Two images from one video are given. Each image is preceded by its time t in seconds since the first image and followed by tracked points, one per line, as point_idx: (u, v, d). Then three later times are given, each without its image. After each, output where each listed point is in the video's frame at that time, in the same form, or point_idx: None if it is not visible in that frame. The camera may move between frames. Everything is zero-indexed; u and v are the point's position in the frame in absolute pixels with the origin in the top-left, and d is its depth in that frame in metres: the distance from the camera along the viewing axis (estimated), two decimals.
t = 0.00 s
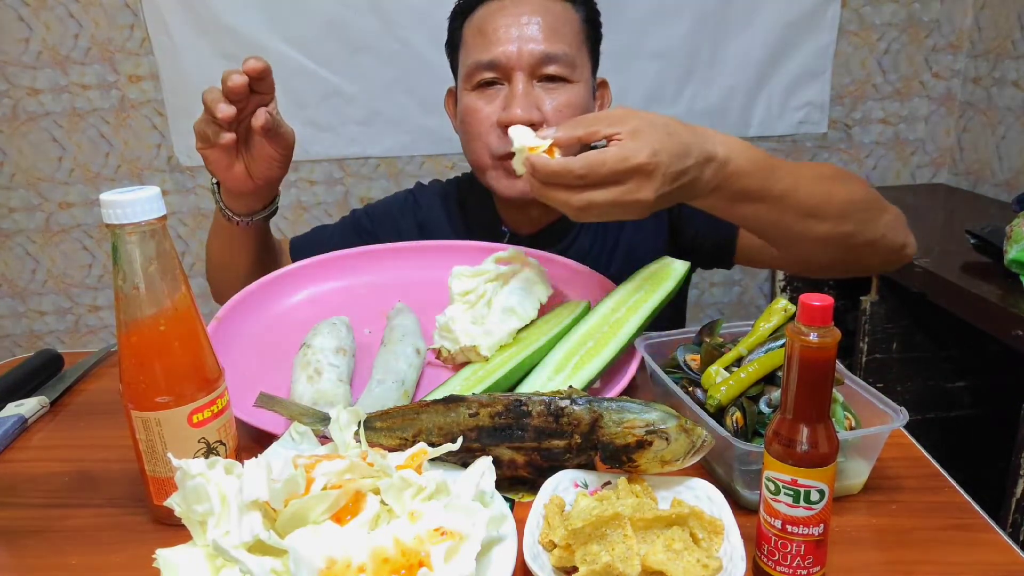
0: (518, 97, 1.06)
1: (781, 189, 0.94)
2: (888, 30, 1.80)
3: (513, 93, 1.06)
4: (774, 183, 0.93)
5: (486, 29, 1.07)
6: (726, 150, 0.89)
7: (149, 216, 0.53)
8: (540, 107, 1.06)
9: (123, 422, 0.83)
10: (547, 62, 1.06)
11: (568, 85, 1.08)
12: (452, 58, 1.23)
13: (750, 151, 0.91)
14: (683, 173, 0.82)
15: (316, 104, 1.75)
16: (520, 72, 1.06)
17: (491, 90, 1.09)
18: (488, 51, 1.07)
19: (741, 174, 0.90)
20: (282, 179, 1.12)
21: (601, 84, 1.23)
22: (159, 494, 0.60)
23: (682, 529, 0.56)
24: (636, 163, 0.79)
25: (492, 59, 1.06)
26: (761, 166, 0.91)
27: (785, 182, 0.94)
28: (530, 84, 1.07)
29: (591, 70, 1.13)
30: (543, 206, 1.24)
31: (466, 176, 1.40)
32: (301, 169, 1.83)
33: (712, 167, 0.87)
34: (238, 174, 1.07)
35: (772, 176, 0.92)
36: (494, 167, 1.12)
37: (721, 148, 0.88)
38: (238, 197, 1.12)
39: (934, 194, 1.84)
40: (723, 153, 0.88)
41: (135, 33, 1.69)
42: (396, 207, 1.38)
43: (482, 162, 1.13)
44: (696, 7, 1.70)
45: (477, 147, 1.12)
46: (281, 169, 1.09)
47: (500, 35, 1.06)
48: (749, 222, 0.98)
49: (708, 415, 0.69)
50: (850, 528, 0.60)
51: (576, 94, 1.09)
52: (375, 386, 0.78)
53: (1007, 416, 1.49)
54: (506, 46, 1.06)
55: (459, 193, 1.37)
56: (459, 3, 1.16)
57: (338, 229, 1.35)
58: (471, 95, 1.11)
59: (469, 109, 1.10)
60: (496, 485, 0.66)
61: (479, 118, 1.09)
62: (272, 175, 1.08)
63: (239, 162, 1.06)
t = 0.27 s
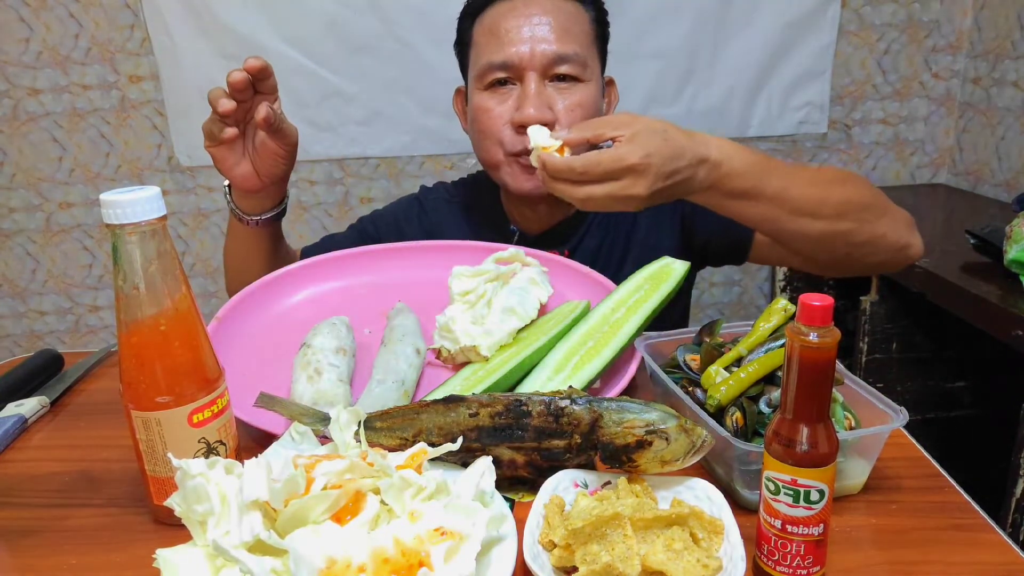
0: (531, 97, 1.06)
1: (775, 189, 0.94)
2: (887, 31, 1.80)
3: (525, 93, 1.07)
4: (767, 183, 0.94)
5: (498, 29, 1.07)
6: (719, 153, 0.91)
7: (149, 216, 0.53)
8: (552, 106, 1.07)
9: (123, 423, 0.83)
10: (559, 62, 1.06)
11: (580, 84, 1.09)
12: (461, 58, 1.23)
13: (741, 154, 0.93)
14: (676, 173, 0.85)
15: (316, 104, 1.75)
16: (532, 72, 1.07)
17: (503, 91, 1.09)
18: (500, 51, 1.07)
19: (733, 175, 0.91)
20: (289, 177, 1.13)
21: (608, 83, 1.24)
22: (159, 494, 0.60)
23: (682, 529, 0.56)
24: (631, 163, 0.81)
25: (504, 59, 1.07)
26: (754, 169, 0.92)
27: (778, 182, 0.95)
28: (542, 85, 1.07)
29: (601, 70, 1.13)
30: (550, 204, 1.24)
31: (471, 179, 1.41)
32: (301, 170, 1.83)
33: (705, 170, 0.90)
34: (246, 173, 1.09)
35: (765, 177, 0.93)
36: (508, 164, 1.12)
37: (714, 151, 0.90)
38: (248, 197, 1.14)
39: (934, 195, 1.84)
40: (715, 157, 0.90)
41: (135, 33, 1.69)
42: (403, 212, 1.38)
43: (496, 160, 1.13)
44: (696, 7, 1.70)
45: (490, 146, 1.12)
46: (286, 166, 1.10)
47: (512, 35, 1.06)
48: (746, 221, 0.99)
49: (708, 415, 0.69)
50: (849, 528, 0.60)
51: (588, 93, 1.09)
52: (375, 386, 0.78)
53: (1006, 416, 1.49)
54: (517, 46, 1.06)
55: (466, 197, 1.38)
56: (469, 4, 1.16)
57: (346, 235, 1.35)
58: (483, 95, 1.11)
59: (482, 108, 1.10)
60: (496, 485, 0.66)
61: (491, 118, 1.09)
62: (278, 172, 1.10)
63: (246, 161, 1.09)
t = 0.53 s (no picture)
0: (533, 103, 1.06)
1: (758, 210, 0.98)
2: (887, 31, 1.80)
3: (528, 100, 1.06)
4: (749, 205, 0.98)
5: (499, 37, 1.07)
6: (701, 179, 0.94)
7: (149, 216, 0.53)
8: (555, 112, 1.07)
9: (123, 422, 0.83)
10: (560, 68, 1.06)
11: (581, 90, 1.09)
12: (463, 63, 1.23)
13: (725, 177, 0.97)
14: (657, 204, 0.91)
15: (316, 104, 1.75)
16: (534, 78, 1.07)
17: (505, 98, 1.09)
18: (502, 57, 1.07)
19: (717, 198, 0.96)
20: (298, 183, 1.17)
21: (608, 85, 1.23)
22: (159, 494, 0.60)
23: (682, 529, 0.56)
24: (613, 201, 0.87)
25: (506, 66, 1.07)
26: (736, 193, 0.96)
27: (761, 203, 0.99)
28: (545, 92, 1.07)
29: (603, 75, 1.13)
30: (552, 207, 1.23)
31: (469, 183, 1.42)
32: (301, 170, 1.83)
33: (687, 197, 0.94)
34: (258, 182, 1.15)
35: (748, 199, 0.97)
36: (512, 171, 1.11)
37: (695, 179, 0.94)
38: (261, 203, 1.19)
39: (934, 194, 1.84)
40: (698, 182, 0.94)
41: (135, 33, 1.69)
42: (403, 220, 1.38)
43: (500, 167, 1.13)
44: (696, 7, 1.70)
45: (495, 153, 1.12)
46: (294, 174, 1.14)
47: (513, 42, 1.06)
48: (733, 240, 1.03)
49: (708, 415, 0.69)
50: (849, 528, 0.60)
51: (590, 100, 1.09)
52: (375, 387, 0.78)
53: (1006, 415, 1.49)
54: (519, 53, 1.06)
55: (467, 200, 1.39)
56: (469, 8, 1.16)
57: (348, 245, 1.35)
58: (485, 101, 1.11)
59: (484, 115, 1.10)
60: (496, 485, 0.66)
61: (494, 125, 1.09)
62: (286, 180, 1.15)
63: (257, 169, 1.14)
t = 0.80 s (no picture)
0: (523, 95, 1.07)
1: (734, 207, 1.00)
2: (887, 30, 1.80)
3: (519, 92, 1.07)
4: (723, 202, 1.00)
5: (493, 30, 1.08)
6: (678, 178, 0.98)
7: (150, 216, 0.53)
8: (545, 105, 1.07)
9: (123, 422, 0.83)
10: (552, 62, 1.06)
11: (573, 84, 1.09)
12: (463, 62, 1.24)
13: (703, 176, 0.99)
14: (628, 203, 0.95)
15: (316, 104, 1.75)
16: (526, 71, 1.07)
17: (497, 90, 1.10)
18: (494, 51, 1.08)
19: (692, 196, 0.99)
20: (297, 187, 1.19)
21: (608, 85, 1.23)
22: (159, 494, 0.60)
23: (682, 529, 0.56)
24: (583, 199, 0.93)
25: (498, 59, 1.07)
26: (710, 191, 0.99)
27: (737, 201, 1.01)
28: (535, 84, 1.07)
29: (597, 71, 1.13)
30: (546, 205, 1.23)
31: (467, 185, 1.43)
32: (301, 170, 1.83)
33: (662, 195, 0.98)
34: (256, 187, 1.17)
35: (723, 197, 1.00)
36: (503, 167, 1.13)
37: (670, 178, 0.97)
38: (262, 208, 1.21)
39: (934, 194, 1.84)
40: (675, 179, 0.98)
41: (135, 33, 1.69)
42: (402, 224, 1.39)
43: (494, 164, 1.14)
44: (696, 7, 1.70)
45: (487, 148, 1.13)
46: (292, 178, 1.17)
47: (505, 35, 1.07)
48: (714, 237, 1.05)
49: (709, 415, 0.69)
50: (850, 528, 0.60)
51: (581, 93, 1.09)
52: (375, 386, 0.78)
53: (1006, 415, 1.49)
54: (511, 46, 1.06)
55: (465, 200, 1.39)
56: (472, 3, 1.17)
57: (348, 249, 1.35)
58: (480, 95, 1.12)
59: (477, 109, 1.11)
60: (496, 485, 0.66)
61: (485, 118, 1.10)
62: (284, 184, 1.17)
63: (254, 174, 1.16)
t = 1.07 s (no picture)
0: (507, 90, 1.07)
1: (709, 205, 1.00)
2: (887, 30, 1.80)
3: (503, 86, 1.07)
4: (697, 200, 0.99)
5: (482, 27, 1.09)
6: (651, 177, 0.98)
7: (149, 216, 0.53)
8: (528, 100, 1.08)
9: (124, 422, 0.83)
10: (536, 58, 1.07)
11: (559, 80, 1.09)
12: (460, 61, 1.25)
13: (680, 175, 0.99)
14: (593, 195, 0.99)
15: (316, 104, 1.75)
16: (511, 66, 1.07)
17: (485, 86, 1.11)
18: (481, 46, 1.08)
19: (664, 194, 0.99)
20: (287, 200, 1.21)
21: (600, 84, 1.22)
22: (159, 494, 0.60)
23: (682, 529, 0.56)
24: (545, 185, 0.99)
25: (484, 54, 1.08)
26: (684, 188, 0.99)
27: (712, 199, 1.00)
28: (521, 79, 1.08)
29: (585, 69, 1.14)
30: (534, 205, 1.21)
31: (462, 189, 1.44)
32: (301, 170, 1.83)
33: (632, 191, 0.98)
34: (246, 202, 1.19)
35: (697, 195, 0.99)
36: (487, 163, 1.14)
37: (642, 175, 0.98)
38: (255, 222, 1.23)
39: (934, 194, 1.84)
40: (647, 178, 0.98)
41: (135, 33, 1.69)
42: (397, 230, 1.39)
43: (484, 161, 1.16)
44: (696, 6, 1.70)
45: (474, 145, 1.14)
46: (281, 190, 1.19)
47: (493, 31, 1.07)
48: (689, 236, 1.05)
49: (708, 415, 0.69)
50: (850, 528, 0.60)
51: (566, 90, 1.09)
52: (375, 386, 0.78)
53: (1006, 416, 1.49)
54: (497, 42, 1.07)
55: (459, 205, 1.40)
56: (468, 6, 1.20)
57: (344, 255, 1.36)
58: (468, 90, 1.13)
59: (464, 104, 1.12)
60: (496, 485, 0.66)
61: (470, 112, 1.11)
62: (274, 196, 1.19)
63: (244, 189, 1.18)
